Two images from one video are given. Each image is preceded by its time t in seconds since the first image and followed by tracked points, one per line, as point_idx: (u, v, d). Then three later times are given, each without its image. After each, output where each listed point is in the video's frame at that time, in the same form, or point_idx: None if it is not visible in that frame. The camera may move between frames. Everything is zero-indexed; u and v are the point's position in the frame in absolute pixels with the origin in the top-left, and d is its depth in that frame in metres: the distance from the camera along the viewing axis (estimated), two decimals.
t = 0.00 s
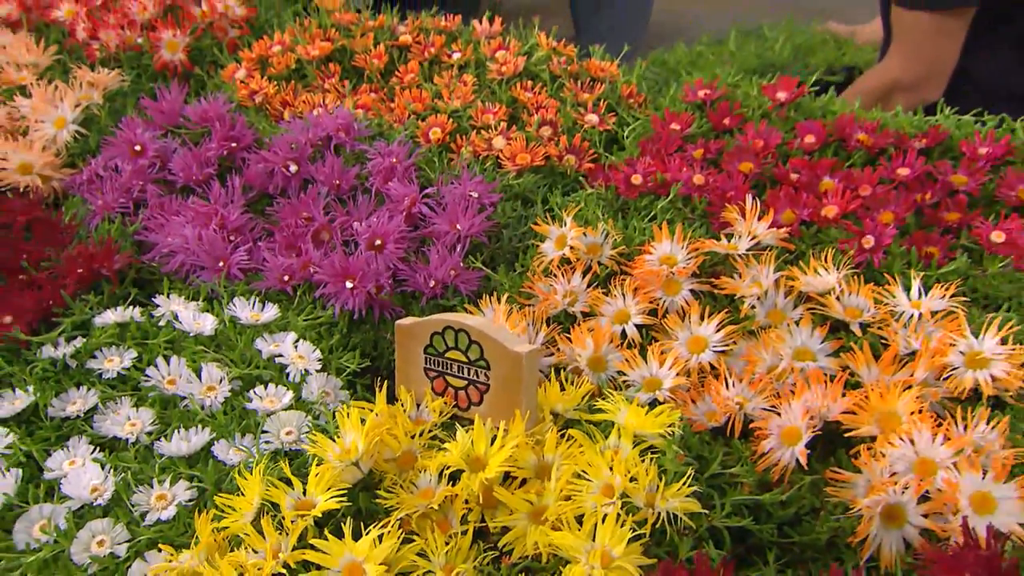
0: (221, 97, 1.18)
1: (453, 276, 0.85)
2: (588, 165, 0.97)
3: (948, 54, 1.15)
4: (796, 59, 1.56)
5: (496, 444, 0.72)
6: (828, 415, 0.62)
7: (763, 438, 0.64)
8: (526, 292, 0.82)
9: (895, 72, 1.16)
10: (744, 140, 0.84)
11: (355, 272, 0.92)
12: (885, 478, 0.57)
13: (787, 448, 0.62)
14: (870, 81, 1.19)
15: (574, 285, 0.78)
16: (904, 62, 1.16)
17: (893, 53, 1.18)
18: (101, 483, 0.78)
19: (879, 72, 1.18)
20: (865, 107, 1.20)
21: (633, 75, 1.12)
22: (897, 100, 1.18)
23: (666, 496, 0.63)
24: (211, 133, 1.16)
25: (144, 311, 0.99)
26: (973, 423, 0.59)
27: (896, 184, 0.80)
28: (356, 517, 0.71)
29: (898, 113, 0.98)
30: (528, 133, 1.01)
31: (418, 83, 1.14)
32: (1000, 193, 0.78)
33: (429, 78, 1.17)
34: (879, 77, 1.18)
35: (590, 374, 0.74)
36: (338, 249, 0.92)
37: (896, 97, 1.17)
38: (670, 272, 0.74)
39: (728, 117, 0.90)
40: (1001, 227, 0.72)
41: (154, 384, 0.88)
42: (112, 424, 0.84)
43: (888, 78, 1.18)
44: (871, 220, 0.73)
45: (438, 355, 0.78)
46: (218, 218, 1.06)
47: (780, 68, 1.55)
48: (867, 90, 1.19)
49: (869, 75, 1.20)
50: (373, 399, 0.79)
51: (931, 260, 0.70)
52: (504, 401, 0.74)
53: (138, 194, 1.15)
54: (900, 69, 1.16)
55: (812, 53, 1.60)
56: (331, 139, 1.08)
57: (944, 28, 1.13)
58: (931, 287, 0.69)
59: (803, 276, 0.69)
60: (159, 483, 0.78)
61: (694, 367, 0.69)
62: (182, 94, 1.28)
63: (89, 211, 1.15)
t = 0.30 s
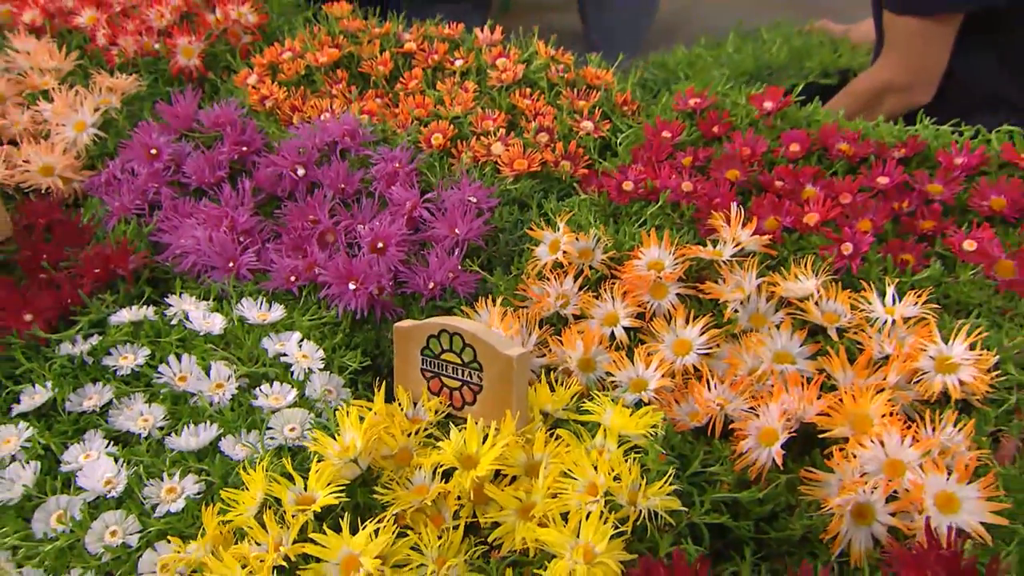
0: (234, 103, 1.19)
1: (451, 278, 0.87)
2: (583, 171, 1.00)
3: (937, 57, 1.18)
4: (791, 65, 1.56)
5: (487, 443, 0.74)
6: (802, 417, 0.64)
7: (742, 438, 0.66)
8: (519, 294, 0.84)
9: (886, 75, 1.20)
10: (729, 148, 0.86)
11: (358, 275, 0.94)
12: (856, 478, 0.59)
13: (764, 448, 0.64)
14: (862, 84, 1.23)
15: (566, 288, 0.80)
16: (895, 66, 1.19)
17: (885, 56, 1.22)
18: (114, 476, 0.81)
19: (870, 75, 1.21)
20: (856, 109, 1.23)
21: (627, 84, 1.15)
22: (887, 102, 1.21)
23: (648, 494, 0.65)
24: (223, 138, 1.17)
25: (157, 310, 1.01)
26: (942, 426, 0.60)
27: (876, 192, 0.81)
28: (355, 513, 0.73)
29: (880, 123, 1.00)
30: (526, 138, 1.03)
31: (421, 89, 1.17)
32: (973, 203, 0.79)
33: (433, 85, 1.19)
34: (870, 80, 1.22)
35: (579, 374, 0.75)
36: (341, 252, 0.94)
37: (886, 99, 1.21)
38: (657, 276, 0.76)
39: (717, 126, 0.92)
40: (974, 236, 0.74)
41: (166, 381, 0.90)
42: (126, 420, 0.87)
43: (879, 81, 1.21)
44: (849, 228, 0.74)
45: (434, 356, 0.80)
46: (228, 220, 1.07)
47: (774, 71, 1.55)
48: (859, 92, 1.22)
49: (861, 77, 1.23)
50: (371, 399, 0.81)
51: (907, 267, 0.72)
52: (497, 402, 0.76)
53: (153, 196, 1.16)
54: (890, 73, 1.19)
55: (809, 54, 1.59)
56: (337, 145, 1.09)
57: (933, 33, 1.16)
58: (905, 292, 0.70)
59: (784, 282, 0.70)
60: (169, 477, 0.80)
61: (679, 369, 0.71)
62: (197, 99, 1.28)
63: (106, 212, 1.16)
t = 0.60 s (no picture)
0: (252, 104, 1.21)
1: (455, 276, 0.89)
2: (584, 172, 1.02)
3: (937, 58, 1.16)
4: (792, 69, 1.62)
5: (485, 437, 0.75)
6: (784, 415, 0.66)
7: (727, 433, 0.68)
8: (519, 292, 0.86)
9: (886, 76, 1.18)
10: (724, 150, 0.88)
11: (367, 271, 0.96)
12: (834, 474, 0.61)
13: (748, 444, 0.65)
14: (861, 83, 1.21)
15: (564, 287, 0.82)
16: (895, 67, 1.17)
17: (885, 55, 1.20)
18: (133, 463, 0.84)
19: (870, 75, 1.19)
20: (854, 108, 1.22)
21: (629, 87, 1.17)
22: (886, 102, 1.20)
23: (636, 488, 0.67)
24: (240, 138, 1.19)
25: (176, 303, 1.03)
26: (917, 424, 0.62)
27: (864, 197, 0.82)
28: (358, 502, 0.76)
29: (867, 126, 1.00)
30: (529, 139, 1.06)
31: (430, 91, 1.20)
32: (955, 208, 0.79)
33: (442, 86, 1.22)
34: (870, 79, 1.20)
35: (575, 370, 0.77)
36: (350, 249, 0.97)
37: (885, 99, 1.20)
38: (651, 276, 0.78)
39: (712, 129, 0.93)
40: (955, 240, 0.75)
41: (183, 372, 0.92)
42: (144, 409, 0.89)
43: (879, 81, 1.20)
44: (836, 231, 0.76)
45: (435, 353, 0.82)
46: (244, 217, 1.09)
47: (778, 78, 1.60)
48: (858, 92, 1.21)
49: (860, 75, 1.22)
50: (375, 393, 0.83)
51: (890, 270, 0.73)
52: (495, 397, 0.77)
53: (174, 193, 1.18)
54: (890, 74, 1.18)
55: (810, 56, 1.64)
56: (349, 145, 1.11)
57: (935, 35, 1.13)
58: (887, 295, 0.72)
59: (772, 283, 0.72)
60: (184, 464, 0.83)
61: (670, 366, 0.73)
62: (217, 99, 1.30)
63: (129, 209, 1.18)
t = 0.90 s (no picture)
0: (272, 104, 1.24)
1: (461, 274, 0.92)
2: (588, 173, 1.05)
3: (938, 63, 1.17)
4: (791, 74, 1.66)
5: (485, 429, 0.78)
6: (771, 413, 0.68)
7: (716, 430, 0.70)
8: (522, 290, 0.89)
9: (887, 80, 1.19)
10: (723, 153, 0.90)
11: (378, 267, 0.99)
12: (816, 469, 0.63)
13: (737, 440, 0.68)
14: (862, 85, 1.22)
15: (565, 286, 0.84)
16: (897, 71, 1.18)
17: (887, 58, 1.20)
18: (154, 449, 0.87)
19: (871, 78, 1.20)
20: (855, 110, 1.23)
21: (634, 91, 1.20)
22: (886, 105, 1.21)
23: (626, 481, 0.69)
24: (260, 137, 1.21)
25: (197, 296, 1.06)
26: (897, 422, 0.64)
27: (855, 200, 0.83)
28: (364, 490, 0.79)
29: (862, 131, 1.01)
30: (535, 141, 1.09)
31: (442, 92, 1.23)
32: (940, 214, 0.80)
33: (453, 88, 1.25)
34: (871, 83, 1.21)
35: (573, 366, 0.80)
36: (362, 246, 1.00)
37: (885, 102, 1.21)
38: (648, 277, 0.80)
39: (712, 133, 0.95)
40: (941, 244, 0.76)
41: (202, 362, 0.96)
42: (165, 397, 0.93)
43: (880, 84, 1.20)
44: (827, 234, 0.78)
45: (439, 349, 0.84)
46: (263, 214, 1.11)
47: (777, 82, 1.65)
48: (859, 95, 1.22)
49: (862, 78, 1.22)
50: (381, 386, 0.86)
51: (877, 273, 0.75)
52: (495, 391, 0.80)
53: (197, 189, 1.21)
54: (891, 78, 1.18)
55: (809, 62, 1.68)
56: (363, 145, 1.14)
57: (936, 41, 1.14)
58: (873, 297, 0.73)
59: (764, 284, 0.74)
60: (202, 451, 0.86)
61: (664, 363, 0.75)
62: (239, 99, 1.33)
63: (155, 204, 1.21)
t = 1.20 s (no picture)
0: (291, 108, 1.27)
1: (467, 274, 0.95)
2: (591, 178, 1.08)
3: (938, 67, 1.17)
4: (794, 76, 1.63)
5: (484, 426, 0.80)
6: (757, 414, 0.70)
7: (705, 429, 0.72)
8: (525, 291, 0.91)
9: (888, 86, 1.20)
10: (722, 160, 0.92)
11: (387, 267, 1.02)
12: (799, 469, 0.65)
13: (724, 439, 0.70)
14: (863, 91, 1.23)
15: (565, 287, 0.87)
16: (897, 77, 1.19)
17: (888, 63, 1.21)
18: (173, 439, 0.91)
19: (872, 85, 1.21)
20: (857, 115, 1.25)
21: (639, 99, 1.22)
22: (888, 109, 1.23)
23: (618, 477, 0.71)
24: (279, 140, 1.25)
25: (216, 293, 1.10)
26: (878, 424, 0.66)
27: (846, 208, 0.84)
28: (368, 482, 0.82)
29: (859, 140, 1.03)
30: (541, 146, 1.12)
31: (454, 97, 1.26)
32: (926, 222, 0.81)
33: (464, 93, 1.28)
34: (872, 89, 1.22)
35: (571, 365, 0.82)
36: (372, 246, 1.03)
37: (886, 107, 1.23)
38: (645, 280, 0.82)
39: (712, 140, 0.97)
40: (926, 253, 0.77)
41: (220, 356, 0.99)
42: (184, 390, 0.96)
43: (881, 90, 1.22)
44: (817, 240, 0.79)
45: (443, 347, 0.86)
46: (280, 215, 1.15)
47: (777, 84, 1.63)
48: (860, 102, 1.23)
49: (863, 83, 1.24)
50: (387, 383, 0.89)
51: (864, 279, 0.76)
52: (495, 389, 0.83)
53: (219, 190, 1.25)
54: (892, 85, 1.20)
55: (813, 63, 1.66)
56: (377, 149, 1.17)
57: (935, 47, 1.15)
58: (860, 302, 0.75)
59: (755, 288, 0.76)
60: (218, 442, 0.90)
61: (658, 364, 0.77)
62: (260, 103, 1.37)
63: (178, 203, 1.25)
